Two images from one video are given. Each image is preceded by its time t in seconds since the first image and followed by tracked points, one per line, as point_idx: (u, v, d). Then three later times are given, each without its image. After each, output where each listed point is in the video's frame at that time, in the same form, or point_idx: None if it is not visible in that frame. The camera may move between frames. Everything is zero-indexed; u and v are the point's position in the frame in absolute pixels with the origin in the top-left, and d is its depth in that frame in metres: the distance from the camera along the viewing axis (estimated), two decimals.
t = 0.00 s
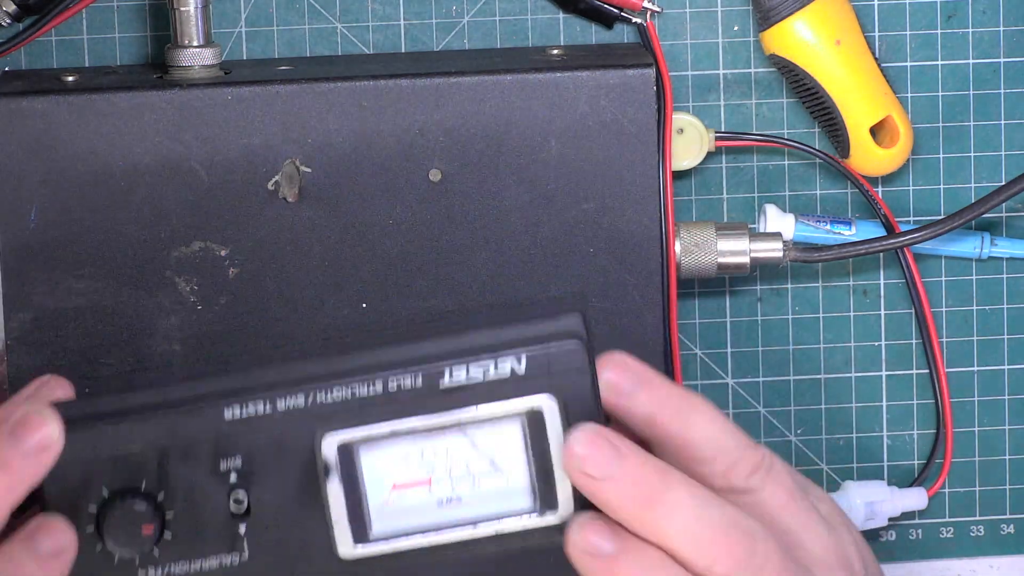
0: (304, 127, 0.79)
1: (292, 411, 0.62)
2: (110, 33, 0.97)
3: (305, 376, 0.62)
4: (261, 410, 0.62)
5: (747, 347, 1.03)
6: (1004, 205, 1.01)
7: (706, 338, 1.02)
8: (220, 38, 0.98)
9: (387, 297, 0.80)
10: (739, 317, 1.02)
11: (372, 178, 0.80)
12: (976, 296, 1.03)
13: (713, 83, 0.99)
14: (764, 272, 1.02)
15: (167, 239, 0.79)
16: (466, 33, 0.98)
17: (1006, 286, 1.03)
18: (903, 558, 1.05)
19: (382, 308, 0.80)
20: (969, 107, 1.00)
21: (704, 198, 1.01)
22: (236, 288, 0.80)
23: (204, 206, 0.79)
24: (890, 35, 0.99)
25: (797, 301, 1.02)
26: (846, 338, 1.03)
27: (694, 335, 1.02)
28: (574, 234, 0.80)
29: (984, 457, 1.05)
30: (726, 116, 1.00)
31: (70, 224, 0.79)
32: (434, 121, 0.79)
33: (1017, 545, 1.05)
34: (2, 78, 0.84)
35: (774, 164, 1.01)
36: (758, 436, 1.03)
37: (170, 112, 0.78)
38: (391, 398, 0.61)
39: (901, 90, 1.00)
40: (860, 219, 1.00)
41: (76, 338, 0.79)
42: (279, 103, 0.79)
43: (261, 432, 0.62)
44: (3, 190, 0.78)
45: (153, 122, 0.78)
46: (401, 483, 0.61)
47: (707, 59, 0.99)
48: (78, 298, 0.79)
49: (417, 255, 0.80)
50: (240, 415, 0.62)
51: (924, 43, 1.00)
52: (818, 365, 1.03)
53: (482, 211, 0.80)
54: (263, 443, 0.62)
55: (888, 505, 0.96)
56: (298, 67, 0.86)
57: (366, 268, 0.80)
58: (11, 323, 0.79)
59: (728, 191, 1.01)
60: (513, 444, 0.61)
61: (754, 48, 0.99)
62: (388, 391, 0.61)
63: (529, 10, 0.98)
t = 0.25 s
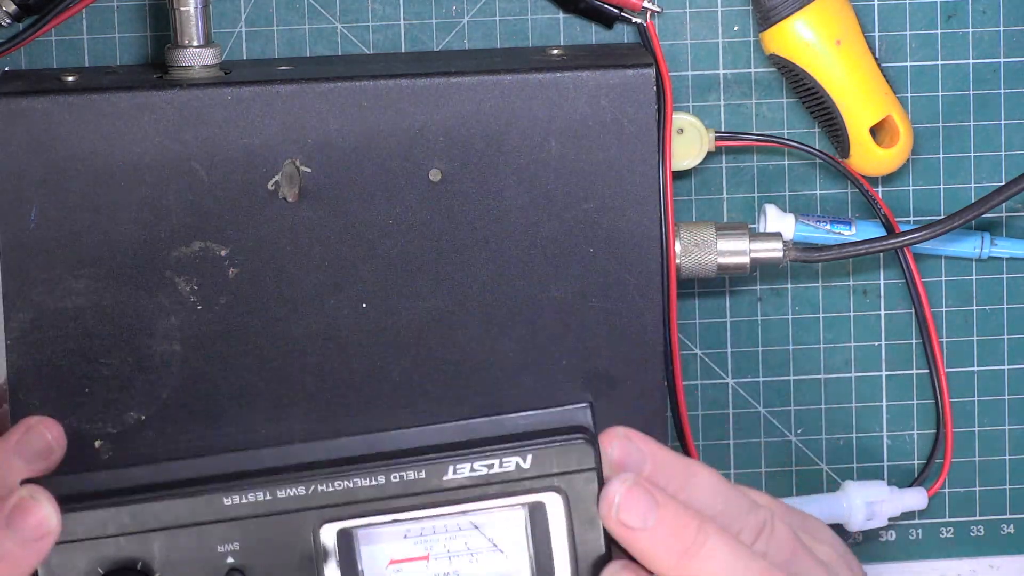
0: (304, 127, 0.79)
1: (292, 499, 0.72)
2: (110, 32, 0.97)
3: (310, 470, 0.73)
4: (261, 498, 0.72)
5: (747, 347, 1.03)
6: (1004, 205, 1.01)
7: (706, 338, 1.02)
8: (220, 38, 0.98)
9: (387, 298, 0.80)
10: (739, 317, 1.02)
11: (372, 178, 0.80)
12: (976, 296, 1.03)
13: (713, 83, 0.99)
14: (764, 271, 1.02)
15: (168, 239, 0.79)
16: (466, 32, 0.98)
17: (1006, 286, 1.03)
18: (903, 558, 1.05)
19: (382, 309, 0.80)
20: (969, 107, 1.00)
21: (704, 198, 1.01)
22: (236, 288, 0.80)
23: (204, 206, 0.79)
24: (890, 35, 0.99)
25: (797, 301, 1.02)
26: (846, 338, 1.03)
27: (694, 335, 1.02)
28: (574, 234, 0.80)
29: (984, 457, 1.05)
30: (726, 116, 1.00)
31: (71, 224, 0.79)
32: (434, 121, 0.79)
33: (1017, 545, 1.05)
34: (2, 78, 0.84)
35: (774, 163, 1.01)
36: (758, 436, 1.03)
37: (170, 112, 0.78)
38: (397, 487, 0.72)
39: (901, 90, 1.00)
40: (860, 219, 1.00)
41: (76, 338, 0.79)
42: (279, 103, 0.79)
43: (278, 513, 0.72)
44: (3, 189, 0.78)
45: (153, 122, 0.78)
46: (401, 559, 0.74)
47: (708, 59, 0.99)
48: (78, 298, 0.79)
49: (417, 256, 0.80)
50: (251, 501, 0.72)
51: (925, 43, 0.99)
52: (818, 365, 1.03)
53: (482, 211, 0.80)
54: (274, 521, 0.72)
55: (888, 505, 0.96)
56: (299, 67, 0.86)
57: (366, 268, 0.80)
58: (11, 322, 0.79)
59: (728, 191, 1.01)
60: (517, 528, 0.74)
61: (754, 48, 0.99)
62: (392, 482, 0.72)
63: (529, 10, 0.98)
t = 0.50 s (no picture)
0: (304, 127, 0.79)
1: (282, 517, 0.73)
2: (110, 32, 0.97)
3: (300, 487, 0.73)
4: (248, 515, 0.72)
5: (746, 347, 1.03)
6: (1004, 205, 1.01)
7: (706, 338, 1.02)
8: (220, 38, 0.98)
9: (387, 298, 0.80)
10: (739, 317, 1.02)
11: (372, 179, 0.80)
12: (976, 296, 1.03)
13: (713, 83, 0.99)
14: (764, 272, 1.02)
15: (168, 239, 0.79)
16: (466, 33, 0.98)
17: (1006, 286, 1.03)
18: (902, 558, 1.05)
19: (382, 309, 0.80)
20: (969, 107, 1.00)
21: (704, 199, 1.01)
22: (236, 288, 0.80)
23: (204, 206, 0.79)
24: (890, 35, 0.99)
25: (797, 301, 1.02)
26: (846, 338, 1.03)
27: (694, 335, 1.02)
28: (574, 233, 0.80)
29: (984, 457, 1.05)
30: (726, 116, 1.00)
31: (70, 224, 0.79)
32: (434, 121, 0.79)
33: (1017, 545, 1.05)
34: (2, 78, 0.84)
35: (774, 163, 1.01)
36: (758, 436, 1.04)
37: (169, 112, 0.78)
38: (381, 512, 0.72)
39: (901, 90, 1.00)
40: (860, 219, 1.00)
41: (75, 338, 0.79)
42: (279, 103, 0.79)
43: (267, 531, 0.73)
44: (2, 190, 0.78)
45: (153, 123, 0.78)
46: None
47: (708, 59, 0.99)
48: (78, 297, 0.79)
49: (417, 255, 0.80)
50: (237, 516, 0.72)
51: (925, 43, 0.99)
52: (818, 365, 1.03)
53: (482, 211, 0.80)
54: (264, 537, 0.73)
55: (887, 505, 0.96)
56: (299, 67, 0.86)
57: (367, 268, 0.80)
58: (10, 323, 0.79)
59: (728, 191, 1.01)
60: (503, 558, 0.74)
61: (754, 48, 0.99)
62: (379, 506, 0.72)
63: (529, 10, 0.98)
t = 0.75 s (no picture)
0: (304, 127, 0.79)
1: (281, 497, 0.67)
2: (110, 32, 0.97)
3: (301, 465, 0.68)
4: (249, 493, 0.67)
5: (746, 347, 1.03)
6: (1004, 205, 1.01)
7: (706, 338, 1.02)
8: (220, 38, 0.98)
9: (387, 298, 0.80)
10: (739, 317, 1.02)
11: (372, 178, 0.80)
12: (975, 296, 1.03)
13: (713, 83, 0.99)
14: (764, 272, 1.02)
15: (167, 239, 0.79)
16: (466, 33, 0.98)
17: (1006, 286, 1.03)
18: (902, 558, 1.05)
19: (382, 309, 0.80)
20: (969, 107, 1.00)
21: (704, 199, 1.01)
22: (236, 288, 0.80)
23: (204, 206, 0.79)
24: (890, 35, 0.99)
25: (797, 301, 1.02)
26: (846, 338, 1.03)
27: (694, 335, 1.02)
28: (574, 233, 0.80)
29: (984, 457, 1.05)
30: (726, 116, 1.00)
31: (70, 224, 0.79)
32: (434, 121, 0.79)
33: (1017, 545, 1.05)
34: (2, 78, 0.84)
35: (774, 163, 1.01)
36: (758, 436, 1.04)
37: (170, 112, 0.78)
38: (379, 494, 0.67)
39: (901, 90, 1.00)
40: (860, 219, 1.00)
41: (75, 339, 0.79)
42: (279, 103, 0.79)
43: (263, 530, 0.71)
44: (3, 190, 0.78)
45: (153, 123, 0.78)
46: (390, 571, 0.70)
47: (707, 59, 0.99)
48: (78, 298, 0.79)
49: (417, 255, 0.80)
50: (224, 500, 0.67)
51: (924, 43, 1.00)
52: (818, 365, 1.03)
53: (482, 211, 0.80)
54: (257, 519, 0.68)
55: (888, 506, 0.96)
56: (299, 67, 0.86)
57: (367, 268, 0.80)
58: (10, 324, 0.79)
59: (728, 191, 1.01)
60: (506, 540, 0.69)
61: (754, 48, 0.99)
62: (382, 487, 0.67)
63: (529, 10, 0.98)
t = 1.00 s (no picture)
0: (304, 127, 0.79)
1: (281, 546, 0.73)
2: (110, 32, 0.97)
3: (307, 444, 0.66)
4: (250, 542, 0.73)
5: (746, 347, 1.03)
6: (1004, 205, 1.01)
7: (706, 338, 1.02)
8: (220, 38, 0.98)
9: (387, 298, 0.80)
10: (739, 317, 1.02)
11: (372, 178, 0.80)
12: (975, 296, 1.03)
13: (713, 83, 0.99)
14: (764, 272, 1.02)
15: (167, 239, 0.79)
16: (466, 33, 0.98)
17: (1006, 286, 1.03)
18: (902, 558, 1.05)
19: (382, 309, 0.80)
20: (969, 107, 1.00)
21: (704, 198, 1.01)
22: (236, 288, 0.80)
23: (204, 206, 0.79)
24: (890, 35, 0.99)
25: (797, 301, 1.02)
26: (846, 338, 1.03)
27: (694, 335, 1.02)
28: (574, 232, 0.80)
29: (984, 457, 1.05)
30: (725, 116, 1.00)
31: (70, 224, 0.79)
32: (434, 121, 0.79)
33: (1017, 545, 1.05)
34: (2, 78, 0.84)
35: (774, 163, 1.01)
36: (758, 436, 1.04)
37: (170, 112, 0.78)
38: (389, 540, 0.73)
39: (901, 90, 1.00)
40: (860, 219, 1.00)
41: (75, 339, 0.79)
42: (279, 103, 0.79)
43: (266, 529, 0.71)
44: (3, 190, 0.78)
45: (153, 123, 0.78)
46: None
47: (707, 59, 0.99)
48: (78, 297, 0.79)
49: (417, 256, 0.80)
50: (242, 544, 0.73)
51: (924, 43, 0.99)
52: (818, 365, 1.03)
53: (482, 211, 0.80)
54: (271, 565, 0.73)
55: (888, 506, 0.96)
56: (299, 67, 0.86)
57: (367, 268, 0.80)
58: (11, 324, 0.79)
59: (728, 191, 1.01)
60: None
61: (754, 48, 0.99)
62: (387, 532, 0.73)
63: (529, 10, 0.98)
